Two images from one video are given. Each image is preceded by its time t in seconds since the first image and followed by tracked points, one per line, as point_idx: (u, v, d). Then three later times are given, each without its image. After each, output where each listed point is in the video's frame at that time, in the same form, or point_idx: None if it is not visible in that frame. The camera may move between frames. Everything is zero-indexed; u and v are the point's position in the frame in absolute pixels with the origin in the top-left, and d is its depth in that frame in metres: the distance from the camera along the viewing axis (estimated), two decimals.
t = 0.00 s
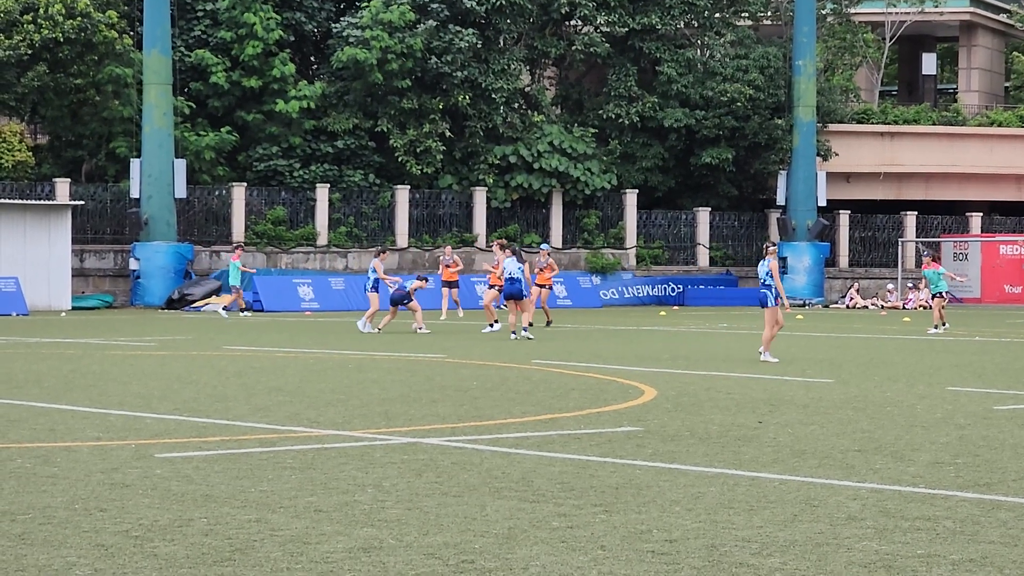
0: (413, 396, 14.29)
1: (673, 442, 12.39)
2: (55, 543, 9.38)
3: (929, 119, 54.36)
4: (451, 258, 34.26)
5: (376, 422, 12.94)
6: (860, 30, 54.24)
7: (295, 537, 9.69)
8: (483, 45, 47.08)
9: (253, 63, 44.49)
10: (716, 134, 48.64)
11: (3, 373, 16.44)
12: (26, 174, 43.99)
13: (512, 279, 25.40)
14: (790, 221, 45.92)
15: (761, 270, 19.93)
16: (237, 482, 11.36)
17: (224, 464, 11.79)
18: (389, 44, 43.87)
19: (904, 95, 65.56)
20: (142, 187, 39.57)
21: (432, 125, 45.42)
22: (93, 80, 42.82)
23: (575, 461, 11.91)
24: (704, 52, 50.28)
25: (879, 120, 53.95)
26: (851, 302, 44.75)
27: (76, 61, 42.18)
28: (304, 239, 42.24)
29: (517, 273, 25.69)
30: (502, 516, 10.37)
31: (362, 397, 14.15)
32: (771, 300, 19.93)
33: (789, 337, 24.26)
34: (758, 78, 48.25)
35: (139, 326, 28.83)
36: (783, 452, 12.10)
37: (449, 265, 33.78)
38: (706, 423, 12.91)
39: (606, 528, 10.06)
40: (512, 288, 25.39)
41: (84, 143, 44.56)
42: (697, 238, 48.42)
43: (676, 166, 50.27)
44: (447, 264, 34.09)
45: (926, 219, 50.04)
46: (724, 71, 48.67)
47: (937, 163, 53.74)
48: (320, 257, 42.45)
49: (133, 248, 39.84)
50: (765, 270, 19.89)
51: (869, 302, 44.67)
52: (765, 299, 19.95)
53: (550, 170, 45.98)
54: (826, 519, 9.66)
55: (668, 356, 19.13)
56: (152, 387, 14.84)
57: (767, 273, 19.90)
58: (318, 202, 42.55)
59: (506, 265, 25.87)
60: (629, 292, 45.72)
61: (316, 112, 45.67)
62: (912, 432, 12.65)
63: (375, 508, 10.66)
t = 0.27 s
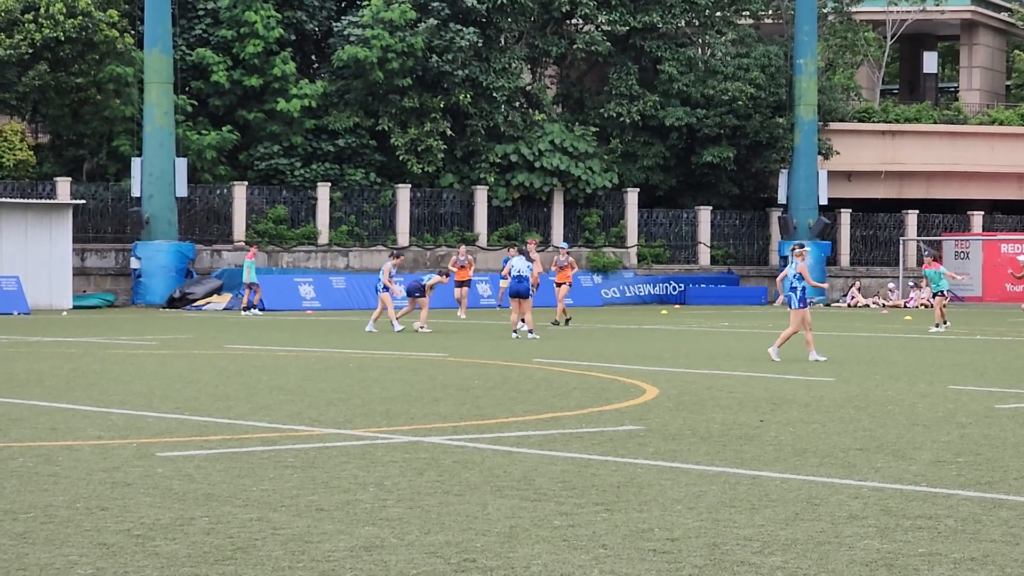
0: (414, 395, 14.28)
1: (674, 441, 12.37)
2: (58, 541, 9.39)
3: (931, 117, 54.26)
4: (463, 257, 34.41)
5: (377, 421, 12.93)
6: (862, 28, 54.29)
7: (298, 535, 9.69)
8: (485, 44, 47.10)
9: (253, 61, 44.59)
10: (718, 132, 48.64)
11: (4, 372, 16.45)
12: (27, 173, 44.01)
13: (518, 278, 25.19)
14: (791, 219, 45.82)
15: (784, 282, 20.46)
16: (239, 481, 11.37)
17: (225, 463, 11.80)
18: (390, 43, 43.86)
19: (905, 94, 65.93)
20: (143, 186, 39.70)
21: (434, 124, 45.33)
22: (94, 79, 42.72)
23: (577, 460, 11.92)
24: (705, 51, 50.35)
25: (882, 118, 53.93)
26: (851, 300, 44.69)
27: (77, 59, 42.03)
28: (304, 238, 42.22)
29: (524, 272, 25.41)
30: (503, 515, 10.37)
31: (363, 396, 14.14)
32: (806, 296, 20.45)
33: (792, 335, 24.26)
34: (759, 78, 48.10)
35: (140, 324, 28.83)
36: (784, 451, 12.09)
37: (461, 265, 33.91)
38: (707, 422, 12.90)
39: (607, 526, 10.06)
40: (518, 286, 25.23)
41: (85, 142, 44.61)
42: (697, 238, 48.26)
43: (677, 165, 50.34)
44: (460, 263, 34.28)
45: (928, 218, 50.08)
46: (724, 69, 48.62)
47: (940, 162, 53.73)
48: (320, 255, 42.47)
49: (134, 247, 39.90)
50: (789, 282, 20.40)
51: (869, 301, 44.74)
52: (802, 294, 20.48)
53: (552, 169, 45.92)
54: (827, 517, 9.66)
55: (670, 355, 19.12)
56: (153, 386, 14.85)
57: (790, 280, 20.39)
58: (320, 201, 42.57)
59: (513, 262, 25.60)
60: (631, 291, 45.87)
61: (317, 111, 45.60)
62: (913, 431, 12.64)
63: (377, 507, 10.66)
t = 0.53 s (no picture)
0: (407, 404, 13.34)
1: (689, 452, 11.42)
2: (13, 562, 8.45)
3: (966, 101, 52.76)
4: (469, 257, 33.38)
5: (368, 432, 11.99)
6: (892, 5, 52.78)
7: (279, 556, 8.75)
8: (484, 21, 46.51)
9: (233, 40, 43.41)
10: (736, 118, 47.38)
11: None
12: None
13: (523, 275, 24.11)
14: (816, 213, 44.54)
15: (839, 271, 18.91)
16: (216, 496, 10.43)
17: (203, 477, 10.86)
18: (380, 21, 43.23)
19: (939, 76, 64.17)
20: (112, 176, 38.31)
21: (428, 109, 44.62)
22: (60, 60, 41.36)
23: (583, 474, 10.97)
24: (722, 28, 48.87)
25: (913, 103, 52.40)
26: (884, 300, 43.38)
27: (43, 40, 40.84)
28: (290, 231, 41.35)
29: (529, 269, 24.27)
30: (504, 534, 9.42)
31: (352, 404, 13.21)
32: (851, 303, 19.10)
33: (807, 338, 23.26)
34: (782, 57, 46.91)
35: (123, 327, 27.85)
36: (808, 463, 11.14)
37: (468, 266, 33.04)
38: (724, 432, 11.95)
39: (617, 546, 9.11)
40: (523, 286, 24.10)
41: (52, 129, 43.28)
42: (714, 233, 46.93)
43: (692, 153, 49.20)
44: (466, 263, 33.26)
45: (963, 211, 49.01)
46: (744, 49, 47.62)
47: (976, 150, 52.31)
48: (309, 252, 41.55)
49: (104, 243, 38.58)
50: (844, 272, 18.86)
51: (901, 301, 43.31)
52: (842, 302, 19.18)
53: (556, 158, 44.87)
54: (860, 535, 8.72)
55: (681, 360, 18.15)
56: (127, 394, 13.90)
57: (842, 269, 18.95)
58: (304, 191, 41.62)
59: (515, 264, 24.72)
60: (642, 290, 44.54)
61: (303, 96, 44.91)
62: (949, 442, 11.68)
63: (367, 525, 9.72)
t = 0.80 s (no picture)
0: (396, 412, 12.41)
1: (703, 465, 10.50)
2: None
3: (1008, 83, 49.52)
4: (472, 256, 31.55)
5: (353, 443, 11.08)
6: None
7: None
8: None
9: (205, 16, 39.68)
10: (754, 101, 42.75)
11: None
12: None
13: (524, 271, 23.16)
14: (840, 203, 40.01)
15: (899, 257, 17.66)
16: (187, 513, 9.52)
17: (174, 492, 9.94)
18: None
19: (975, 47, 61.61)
20: (75, 165, 34.34)
21: (418, 91, 40.50)
22: (16, 37, 37.28)
23: (588, 488, 10.07)
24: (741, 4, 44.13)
25: (946, 84, 46.19)
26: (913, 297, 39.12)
27: None
28: (267, 224, 37.36)
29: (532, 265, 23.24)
30: (501, 553, 8.52)
31: (337, 412, 12.27)
32: (912, 301, 17.30)
33: (820, 340, 22.18)
34: (803, 36, 42.38)
35: (106, 328, 26.69)
36: (833, 477, 10.22)
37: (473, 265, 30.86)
38: (742, 443, 11.00)
39: (626, 567, 8.21)
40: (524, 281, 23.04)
41: (7, 113, 38.83)
42: (731, 225, 42.57)
43: (705, 139, 44.42)
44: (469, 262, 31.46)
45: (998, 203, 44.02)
46: (763, 25, 42.90)
47: (1017, 135, 45.86)
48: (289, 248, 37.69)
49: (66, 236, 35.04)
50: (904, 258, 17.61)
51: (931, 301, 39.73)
52: (903, 304, 17.38)
53: (558, 144, 40.64)
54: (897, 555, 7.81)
55: (690, 364, 17.14)
56: (95, 402, 12.96)
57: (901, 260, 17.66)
58: (283, 180, 37.62)
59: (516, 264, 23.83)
60: (651, 288, 39.54)
61: (282, 76, 40.66)
62: (986, 453, 10.73)
63: (352, 544, 8.82)
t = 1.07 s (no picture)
0: (381, 418, 11.75)
1: (707, 475, 9.85)
2: None
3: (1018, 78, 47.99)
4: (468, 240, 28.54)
5: (335, 452, 10.44)
6: None
7: None
8: None
9: None
10: (764, 87, 38.86)
11: None
12: None
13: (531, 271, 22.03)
14: (855, 196, 37.35)
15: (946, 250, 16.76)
16: (158, 526, 8.87)
17: (144, 505, 9.28)
18: None
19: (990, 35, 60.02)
20: (39, 156, 31.66)
21: (405, 76, 36.47)
22: None
23: (585, 500, 9.43)
24: None
25: (969, 68, 42.20)
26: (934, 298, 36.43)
27: None
28: (242, 218, 34.18)
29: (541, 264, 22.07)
30: (493, 569, 7.89)
31: (318, 419, 11.64)
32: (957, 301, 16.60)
33: (827, 342, 21.40)
34: (815, 16, 38.49)
35: (91, 327, 25.85)
36: (846, 488, 9.58)
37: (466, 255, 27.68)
38: (749, 452, 10.37)
39: None
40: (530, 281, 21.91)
41: None
42: (738, 220, 39.10)
43: (712, 127, 40.43)
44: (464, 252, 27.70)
45: None
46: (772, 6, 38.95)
47: None
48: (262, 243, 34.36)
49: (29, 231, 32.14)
50: (950, 252, 16.69)
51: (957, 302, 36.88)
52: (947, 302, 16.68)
53: (554, 133, 36.86)
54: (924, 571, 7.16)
55: (694, 368, 16.40)
56: (63, 408, 12.27)
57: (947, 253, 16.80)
58: (260, 171, 34.36)
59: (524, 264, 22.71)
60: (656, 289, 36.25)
61: (258, 60, 36.96)
62: (1010, 463, 10.10)
63: (334, 559, 8.19)
